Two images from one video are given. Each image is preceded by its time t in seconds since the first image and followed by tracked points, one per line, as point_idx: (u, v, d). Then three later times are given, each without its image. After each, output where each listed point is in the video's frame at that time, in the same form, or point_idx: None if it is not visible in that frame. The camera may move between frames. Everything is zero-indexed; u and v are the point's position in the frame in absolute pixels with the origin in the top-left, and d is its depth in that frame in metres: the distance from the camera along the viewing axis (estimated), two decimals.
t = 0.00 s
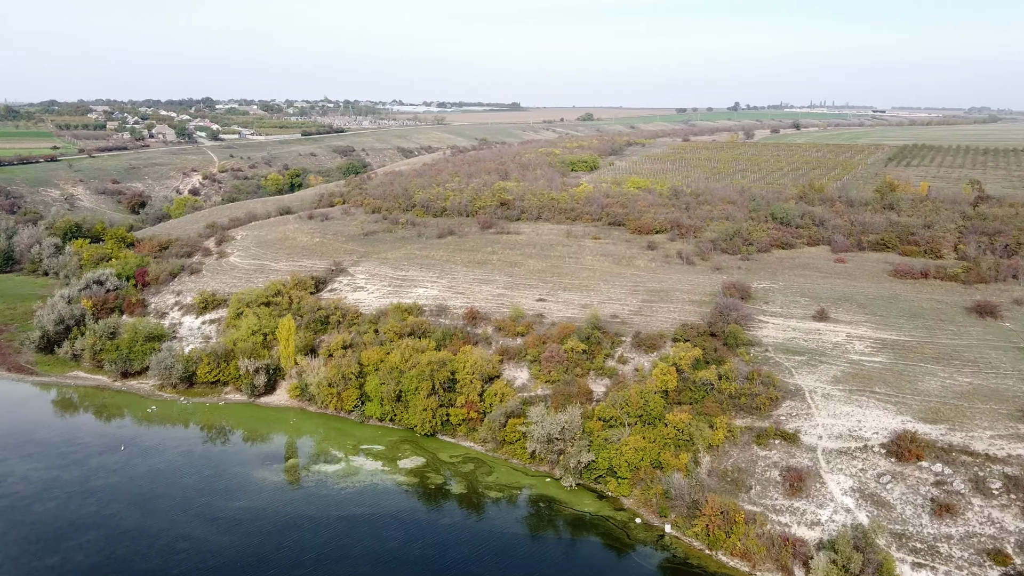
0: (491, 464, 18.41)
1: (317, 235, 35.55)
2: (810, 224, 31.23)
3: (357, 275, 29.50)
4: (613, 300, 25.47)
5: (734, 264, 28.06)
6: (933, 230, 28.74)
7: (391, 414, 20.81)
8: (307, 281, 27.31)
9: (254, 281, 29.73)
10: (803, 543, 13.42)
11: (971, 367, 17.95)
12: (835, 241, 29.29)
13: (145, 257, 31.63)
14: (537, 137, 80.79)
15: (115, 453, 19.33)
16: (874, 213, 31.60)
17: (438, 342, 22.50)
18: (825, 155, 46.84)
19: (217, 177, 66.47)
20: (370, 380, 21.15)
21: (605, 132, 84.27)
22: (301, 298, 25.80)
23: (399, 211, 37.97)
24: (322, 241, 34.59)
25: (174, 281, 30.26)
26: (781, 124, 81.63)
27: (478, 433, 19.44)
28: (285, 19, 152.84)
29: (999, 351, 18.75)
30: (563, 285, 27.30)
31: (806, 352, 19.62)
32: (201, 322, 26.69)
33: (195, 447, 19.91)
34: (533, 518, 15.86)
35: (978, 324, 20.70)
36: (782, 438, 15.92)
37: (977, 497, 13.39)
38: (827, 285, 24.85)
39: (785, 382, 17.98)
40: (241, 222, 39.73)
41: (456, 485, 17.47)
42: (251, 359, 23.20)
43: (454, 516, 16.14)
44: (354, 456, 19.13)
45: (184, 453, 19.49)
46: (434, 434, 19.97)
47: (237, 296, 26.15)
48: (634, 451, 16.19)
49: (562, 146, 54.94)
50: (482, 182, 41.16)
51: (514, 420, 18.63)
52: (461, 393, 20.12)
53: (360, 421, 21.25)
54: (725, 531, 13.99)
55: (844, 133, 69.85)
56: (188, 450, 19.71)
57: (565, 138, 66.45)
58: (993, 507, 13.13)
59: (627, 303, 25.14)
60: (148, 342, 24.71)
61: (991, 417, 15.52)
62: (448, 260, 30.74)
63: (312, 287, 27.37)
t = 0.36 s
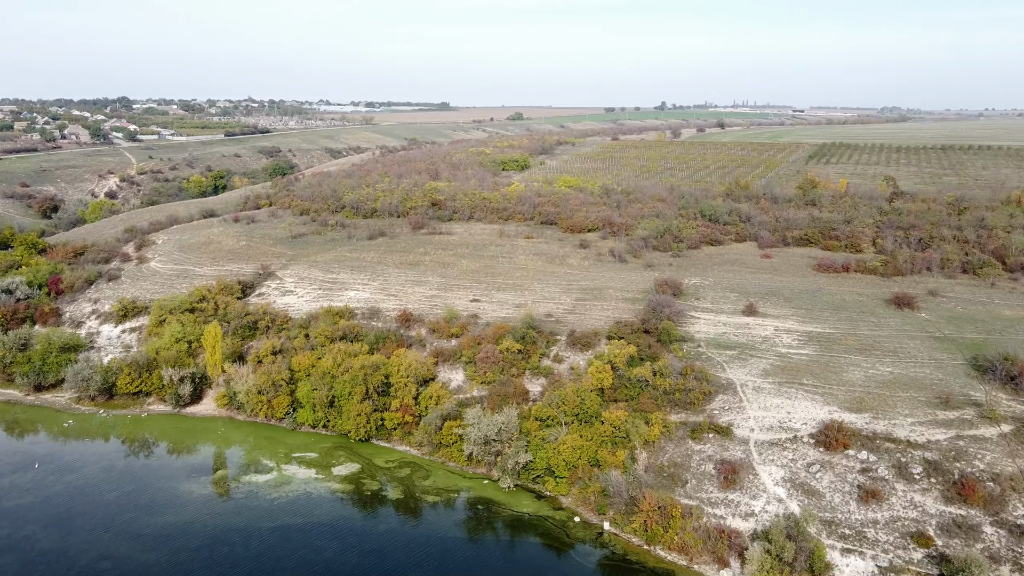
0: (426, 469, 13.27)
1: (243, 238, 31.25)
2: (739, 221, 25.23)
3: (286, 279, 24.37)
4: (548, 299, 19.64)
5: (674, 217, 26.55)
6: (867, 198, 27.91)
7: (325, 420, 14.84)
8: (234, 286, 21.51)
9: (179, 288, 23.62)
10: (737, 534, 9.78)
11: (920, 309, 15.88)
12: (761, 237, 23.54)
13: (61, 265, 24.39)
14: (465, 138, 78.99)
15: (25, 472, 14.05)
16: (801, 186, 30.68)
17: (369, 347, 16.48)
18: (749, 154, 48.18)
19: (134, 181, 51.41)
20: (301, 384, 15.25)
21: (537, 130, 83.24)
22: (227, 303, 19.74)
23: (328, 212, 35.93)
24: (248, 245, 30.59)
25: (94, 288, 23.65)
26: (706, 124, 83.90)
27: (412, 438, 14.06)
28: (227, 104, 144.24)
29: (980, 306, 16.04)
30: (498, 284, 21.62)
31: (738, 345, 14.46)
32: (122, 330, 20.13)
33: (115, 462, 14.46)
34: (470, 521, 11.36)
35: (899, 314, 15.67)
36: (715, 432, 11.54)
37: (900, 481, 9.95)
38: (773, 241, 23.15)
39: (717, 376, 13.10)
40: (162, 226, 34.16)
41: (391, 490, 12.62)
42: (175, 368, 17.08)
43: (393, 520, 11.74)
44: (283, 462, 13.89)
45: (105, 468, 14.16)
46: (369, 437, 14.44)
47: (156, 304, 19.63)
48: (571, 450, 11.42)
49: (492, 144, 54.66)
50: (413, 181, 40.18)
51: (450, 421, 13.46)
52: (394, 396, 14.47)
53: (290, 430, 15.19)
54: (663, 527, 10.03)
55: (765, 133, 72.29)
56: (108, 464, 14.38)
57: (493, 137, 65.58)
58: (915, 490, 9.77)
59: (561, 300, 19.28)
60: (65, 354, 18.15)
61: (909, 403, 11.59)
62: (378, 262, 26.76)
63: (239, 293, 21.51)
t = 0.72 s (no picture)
0: (356, 478, 11.14)
1: (155, 242, 28.30)
2: (663, 218, 25.82)
3: (205, 284, 21.39)
4: (475, 300, 18.93)
5: (597, 215, 26.69)
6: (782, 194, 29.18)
7: (248, 430, 12.29)
8: (151, 291, 18.27)
9: (85, 296, 20.90)
10: (669, 527, 9.64)
11: (836, 301, 16.69)
12: (685, 233, 24.12)
13: None
14: (386, 138, 76.56)
15: None
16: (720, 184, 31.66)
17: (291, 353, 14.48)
18: (670, 152, 49.65)
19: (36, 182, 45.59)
20: (220, 395, 12.55)
21: (461, 129, 82.21)
22: (143, 311, 16.93)
23: (248, 214, 33.23)
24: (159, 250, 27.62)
25: None
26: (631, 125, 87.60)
27: (339, 447, 11.71)
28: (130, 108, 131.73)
29: (891, 297, 16.96)
30: (426, 286, 20.52)
31: (665, 341, 14.63)
32: (24, 342, 16.92)
33: (15, 485, 11.41)
34: (402, 527, 10.06)
35: (817, 306, 16.41)
36: (645, 426, 11.39)
37: (821, 469, 10.27)
38: (696, 237, 23.76)
39: (645, 371, 13.13)
40: (69, 231, 30.34)
41: (318, 499, 10.68)
42: (86, 381, 13.71)
43: (322, 529, 10.05)
44: (208, 475, 11.35)
45: None
46: (296, 446, 11.99)
47: (65, 313, 16.49)
48: (504, 450, 10.63)
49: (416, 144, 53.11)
50: (335, 181, 38.60)
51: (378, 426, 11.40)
52: (320, 402, 12.15)
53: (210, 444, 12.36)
54: (595, 523, 9.70)
55: (680, 131, 74.87)
56: (10, 486, 11.39)
57: (412, 137, 64.20)
58: (836, 477, 10.12)
59: (489, 301, 18.66)
60: None
61: (827, 392, 12.08)
62: (301, 265, 24.58)
63: (156, 299, 18.36)
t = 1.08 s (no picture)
0: (271, 488, 10.76)
1: (45, 249, 25.76)
2: (576, 214, 25.97)
3: (100, 290, 19.80)
4: (388, 300, 17.51)
5: (510, 212, 26.82)
6: (690, 190, 30.00)
7: (153, 445, 11.61)
8: (38, 302, 17.40)
9: None
10: (590, 522, 9.66)
11: (744, 293, 17.21)
12: (598, 230, 24.36)
13: None
14: (296, 137, 72.37)
15: None
16: (632, 180, 32.37)
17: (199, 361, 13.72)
18: (580, 150, 50.57)
19: None
20: (121, 409, 11.83)
21: (378, 127, 80.77)
22: (32, 323, 15.82)
23: (147, 218, 29.55)
24: (51, 258, 24.43)
25: None
26: (540, 119, 87.31)
27: (253, 456, 11.32)
28: None
29: (795, 288, 17.66)
30: (338, 288, 18.74)
31: (582, 337, 14.73)
32: None
33: None
34: (319, 536, 9.73)
35: (727, 300, 16.84)
36: (564, 423, 11.44)
37: (736, 458, 10.53)
38: (609, 233, 23.99)
39: (563, 368, 13.20)
40: None
41: (229, 513, 10.23)
42: None
43: (234, 544, 9.64)
44: (110, 494, 10.72)
45: None
46: (205, 458, 11.44)
47: None
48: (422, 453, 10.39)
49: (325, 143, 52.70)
50: (242, 184, 34.98)
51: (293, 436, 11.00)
52: (230, 412, 11.63)
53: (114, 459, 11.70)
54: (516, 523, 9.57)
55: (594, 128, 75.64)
56: None
57: (324, 136, 62.90)
58: (749, 465, 10.38)
59: (403, 302, 17.31)
60: None
61: (739, 382, 12.44)
62: (205, 270, 21.70)
63: (46, 309, 17.49)
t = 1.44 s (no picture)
0: (163, 508, 10.18)
1: None
2: (476, 214, 25.84)
3: None
4: (285, 305, 16.76)
5: (408, 212, 26.25)
6: (588, 187, 30.78)
7: (28, 469, 10.78)
8: None
9: None
10: (500, 523, 9.58)
11: (642, 287, 17.75)
12: (497, 229, 24.19)
13: None
14: (184, 135, 66.77)
15: None
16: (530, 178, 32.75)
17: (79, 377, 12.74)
18: (478, 149, 50.76)
19: None
20: None
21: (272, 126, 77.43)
22: None
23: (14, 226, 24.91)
24: None
25: None
26: (434, 119, 86.05)
27: (143, 475, 10.71)
28: None
29: (691, 281, 18.29)
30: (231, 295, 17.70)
31: (486, 337, 14.69)
32: None
33: None
34: (217, 555, 9.27)
35: (626, 294, 17.27)
36: (470, 425, 11.37)
37: (640, 451, 10.72)
38: (509, 232, 23.92)
39: (467, 369, 13.15)
40: None
41: (117, 537, 9.62)
42: None
43: (121, 571, 9.01)
44: None
45: None
46: (88, 481, 10.72)
47: None
48: (325, 462, 10.11)
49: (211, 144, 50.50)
50: (121, 187, 31.34)
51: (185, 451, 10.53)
52: (115, 430, 11.00)
53: None
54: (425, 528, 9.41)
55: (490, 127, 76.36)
56: None
57: (211, 136, 59.70)
58: (653, 457, 10.59)
59: (299, 307, 16.61)
60: None
61: (641, 375, 12.73)
62: (84, 279, 19.14)
63: None
